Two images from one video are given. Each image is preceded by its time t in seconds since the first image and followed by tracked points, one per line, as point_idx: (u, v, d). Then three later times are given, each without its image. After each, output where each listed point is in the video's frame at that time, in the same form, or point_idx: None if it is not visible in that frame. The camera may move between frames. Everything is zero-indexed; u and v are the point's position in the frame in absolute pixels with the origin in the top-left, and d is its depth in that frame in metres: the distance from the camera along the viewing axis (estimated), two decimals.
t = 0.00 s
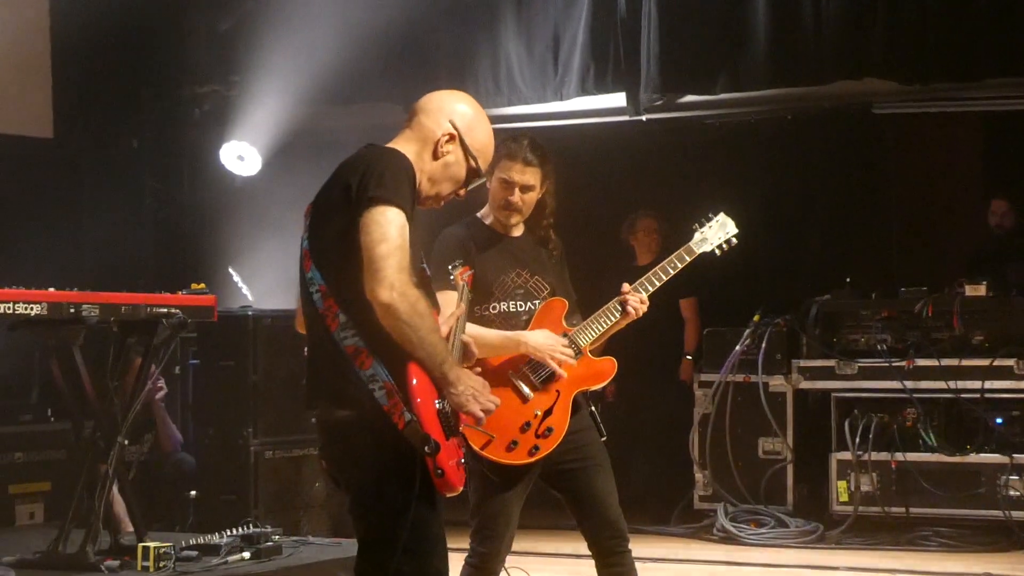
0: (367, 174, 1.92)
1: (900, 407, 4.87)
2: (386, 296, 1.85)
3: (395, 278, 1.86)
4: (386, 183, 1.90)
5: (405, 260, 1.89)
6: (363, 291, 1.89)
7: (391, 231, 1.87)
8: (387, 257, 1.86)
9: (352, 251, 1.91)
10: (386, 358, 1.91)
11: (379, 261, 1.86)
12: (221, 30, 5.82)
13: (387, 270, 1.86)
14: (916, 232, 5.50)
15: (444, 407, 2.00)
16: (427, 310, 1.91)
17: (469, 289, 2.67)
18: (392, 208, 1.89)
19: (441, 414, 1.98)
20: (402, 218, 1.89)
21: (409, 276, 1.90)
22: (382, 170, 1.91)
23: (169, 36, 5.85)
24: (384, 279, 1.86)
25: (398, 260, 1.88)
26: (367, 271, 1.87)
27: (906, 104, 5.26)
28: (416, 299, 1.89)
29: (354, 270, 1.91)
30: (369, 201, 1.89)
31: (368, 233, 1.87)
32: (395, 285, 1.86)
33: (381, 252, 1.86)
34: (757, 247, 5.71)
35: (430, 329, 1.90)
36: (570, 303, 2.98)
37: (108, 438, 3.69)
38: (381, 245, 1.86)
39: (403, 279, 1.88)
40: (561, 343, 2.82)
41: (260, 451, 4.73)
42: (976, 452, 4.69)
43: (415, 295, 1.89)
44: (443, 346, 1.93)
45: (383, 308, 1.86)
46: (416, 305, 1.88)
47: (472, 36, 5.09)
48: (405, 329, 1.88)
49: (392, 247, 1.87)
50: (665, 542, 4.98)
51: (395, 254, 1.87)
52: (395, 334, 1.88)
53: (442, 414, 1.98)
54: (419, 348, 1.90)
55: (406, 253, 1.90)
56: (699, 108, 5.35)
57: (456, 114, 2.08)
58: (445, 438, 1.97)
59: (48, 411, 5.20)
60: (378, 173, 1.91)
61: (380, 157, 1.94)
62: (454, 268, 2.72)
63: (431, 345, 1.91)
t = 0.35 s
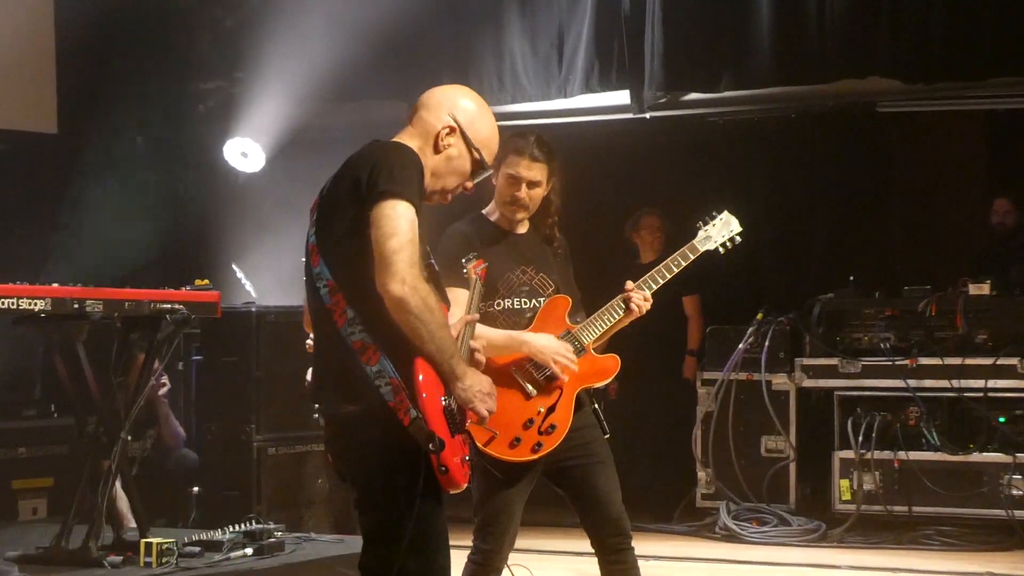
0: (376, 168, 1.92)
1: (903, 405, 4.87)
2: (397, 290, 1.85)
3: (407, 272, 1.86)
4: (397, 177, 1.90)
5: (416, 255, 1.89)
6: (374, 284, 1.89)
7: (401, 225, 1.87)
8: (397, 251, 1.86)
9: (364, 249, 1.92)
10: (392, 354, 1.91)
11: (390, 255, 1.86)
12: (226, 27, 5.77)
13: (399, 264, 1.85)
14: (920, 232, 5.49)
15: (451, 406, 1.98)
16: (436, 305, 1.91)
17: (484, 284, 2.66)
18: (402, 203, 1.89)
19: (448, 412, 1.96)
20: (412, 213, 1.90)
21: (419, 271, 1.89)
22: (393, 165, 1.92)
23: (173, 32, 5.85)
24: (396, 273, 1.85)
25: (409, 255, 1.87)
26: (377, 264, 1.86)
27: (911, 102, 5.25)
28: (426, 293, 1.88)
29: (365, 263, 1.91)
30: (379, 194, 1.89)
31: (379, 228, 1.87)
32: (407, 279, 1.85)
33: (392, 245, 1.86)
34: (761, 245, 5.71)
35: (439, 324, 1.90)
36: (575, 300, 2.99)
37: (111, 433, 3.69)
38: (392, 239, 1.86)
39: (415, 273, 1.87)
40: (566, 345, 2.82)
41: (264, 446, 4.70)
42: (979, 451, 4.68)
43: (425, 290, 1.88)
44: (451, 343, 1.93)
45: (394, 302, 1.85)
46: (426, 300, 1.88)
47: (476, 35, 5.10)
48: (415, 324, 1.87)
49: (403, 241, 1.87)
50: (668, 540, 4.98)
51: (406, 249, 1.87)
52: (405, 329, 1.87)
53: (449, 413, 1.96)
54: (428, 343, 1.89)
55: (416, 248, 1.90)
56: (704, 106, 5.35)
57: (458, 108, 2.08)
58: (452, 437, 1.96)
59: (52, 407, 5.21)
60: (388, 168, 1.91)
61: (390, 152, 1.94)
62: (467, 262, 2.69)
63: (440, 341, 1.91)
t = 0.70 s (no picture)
0: (371, 168, 1.92)
1: (905, 405, 4.86)
2: (400, 289, 1.85)
3: (409, 270, 1.86)
4: (392, 176, 1.90)
5: (417, 252, 1.90)
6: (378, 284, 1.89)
7: (400, 224, 1.87)
8: (398, 250, 1.86)
9: (364, 249, 1.91)
10: (403, 352, 1.90)
11: (391, 255, 1.86)
12: (229, 26, 5.90)
13: (400, 263, 1.86)
14: (923, 231, 5.49)
15: (464, 401, 1.99)
16: (441, 300, 1.91)
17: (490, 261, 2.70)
18: (400, 200, 1.89)
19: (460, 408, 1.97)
20: (410, 211, 1.90)
21: (421, 267, 1.90)
22: (388, 163, 1.91)
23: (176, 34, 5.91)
24: (399, 271, 1.86)
25: (409, 252, 1.88)
26: (379, 265, 1.87)
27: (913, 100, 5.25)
28: (430, 289, 1.89)
29: (370, 263, 1.91)
30: (377, 194, 1.89)
31: (378, 229, 1.87)
32: (410, 277, 1.86)
33: (393, 245, 1.86)
34: (764, 245, 5.72)
35: (444, 320, 1.90)
36: (578, 299, 2.98)
37: (115, 432, 3.69)
38: (391, 238, 1.86)
39: (417, 270, 1.88)
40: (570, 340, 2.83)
41: (267, 445, 4.71)
42: (981, 451, 4.67)
43: (429, 286, 1.89)
44: (460, 338, 1.93)
45: (398, 301, 1.86)
46: (430, 296, 1.88)
47: (481, 35, 5.10)
48: (421, 321, 1.87)
49: (402, 239, 1.87)
50: (671, 540, 4.98)
51: (406, 247, 1.87)
52: (411, 326, 1.88)
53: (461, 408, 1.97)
54: (437, 339, 1.90)
55: (417, 245, 1.90)
56: (707, 105, 5.36)
57: (417, 73, 2.05)
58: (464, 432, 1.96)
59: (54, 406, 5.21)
60: (383, 168, 1.91)
61: (387, 150, 1.94)
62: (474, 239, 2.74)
63: (448, 336, 1.91)
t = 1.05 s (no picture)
0: (363, 177, 1.90)
1: (907, 405, 4.84)
2: (397, 299, 1.84)
3: (405, 279, 1.84)
4: (384, 185, 1.88)
5: (413, 261, 1.87)
6: (376, 293, 1.88)
7: (394, 234, 1.85)
8: (392, 260, 1.84)
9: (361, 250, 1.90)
10: (407, 356, 1.89)
11: (386, 265, 1.84)
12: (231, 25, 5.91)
13: (396, 273, 1.84)
14: (924, 232, 5.50)
15: (469, 400, 1.98)
16: (441, 305, 1.89)
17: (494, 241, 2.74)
18: (394, 210, 1.87)
19: (465, 408, 1.96)
20: (405, 219, 1.88)
21: (418, 275, 1.88)
22: (380, 171, 1.89)
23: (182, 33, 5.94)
24: (394, 282, 1.84)
25: (405, 261, 1.86)
26: (376, 275, 1.85)
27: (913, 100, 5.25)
28: (428, 295, 1.87)
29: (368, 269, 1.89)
30: (369, 206, 1.87)
31: (372, 239, 1.85)
32: (406, 286, 1.84)
33: (388, 255, 1.85)
34: (764, 245, 5.72)
35: (446, 325, 1.89)
36: (583, 298, 2.96)
37: (115, 432, 3.69)
38: (385, 249, 1.84)
39: (413, 279, 1.86)
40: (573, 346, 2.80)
41: (267, 445, 4.70)
42: (983, 451, 4.67)
43: (427, 293, 1.87)
44: (463, 340, 1.92)
45: (396, 310, 1.84)
46: (429, 302, 1.86)
47: (482, 35, 5.10)
48: (420, 328, 1.86)
49: (396, 249, 1.85)
50: (671, 539, 4.98)
51: (401, 256, 1.85)
52: (410, 333, 1.86)
53: (466, 408, 1.96)
54: (438, 344, 1.88)
55: (413, 254, 1.88)
56: (708, 105, 5.37)
57: (397, 65, 2.05)
58: (470, 431, 1.96)
59: (56, 405, 5.21)
60: (375, 176, 1.89)
61: (380, 157, 1.91)
62: (479, 219, 2.78)
63: (451, 339, 1.90)
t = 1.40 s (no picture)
0: (364, 179, 1.89)
1: (903, 405, 4.87)
2: (394, 301, 1.83)
3: (402, 281, 1.84)
4: (385, 186, 1.87)
5: (412, 263, 1.86)
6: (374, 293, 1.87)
7: (393, 236, 1.84)
8: (391, 261, 1.84)
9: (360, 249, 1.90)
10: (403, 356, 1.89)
11: (384, 267, 1.83)
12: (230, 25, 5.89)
13: (394, 275, 1.83)
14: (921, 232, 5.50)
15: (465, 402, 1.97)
16: (438, 307, 1.89)
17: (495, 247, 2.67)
18: (394, 211, 1.86)
19: (460, 409, 1.95)
20: (405, 221, 1.87)
21: (416, 277, 1.87)
22: (380, 172, 1.89)
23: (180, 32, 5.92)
24: (392, 284, 1.83)
25: (403, 263, 1.85)
26: (374, 276, 1.84)
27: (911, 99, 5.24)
28: (426, 297, 1.86)
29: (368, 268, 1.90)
30: (368, 206, 1.86)
31: (371, 240, 1.85)
32: (403, 288, 1.83)
33: (386, 257, 1.84)
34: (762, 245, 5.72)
35: (443, 326, 1.88)
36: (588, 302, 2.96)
37: (110, 432, 3.69)
38: (384, 250, 1.84)
39: (411, 281, 1.85)
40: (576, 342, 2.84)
41: (264, 445, 4.70)
42: (980, 451, 4.66)
43: (425, 295, 1.86)
44: (461, 342, 1.91)
45: (393, 312, 1.83)
46: (426, 305, 1.86)
47: (480, 35, 5.09)
48: (417, 329, 1.85)
49: (395, 251, 1.84)
50: (668, 539, 4.98)
51: (400, 258, 1.84)
52: (406, 334, 1.86)
53: (462, 410, 1.95)
54: (434, 346, 1.88)
55: (412, 257, 1.87)
56: (707, 105, 5.36)
57: (402, 69, 2.05)
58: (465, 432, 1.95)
59: (53, 405, 5.20)
60: (376, 177, 1.88)
61: (380, 158, 1.91)
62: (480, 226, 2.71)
63: (447, 341, 1.89)
